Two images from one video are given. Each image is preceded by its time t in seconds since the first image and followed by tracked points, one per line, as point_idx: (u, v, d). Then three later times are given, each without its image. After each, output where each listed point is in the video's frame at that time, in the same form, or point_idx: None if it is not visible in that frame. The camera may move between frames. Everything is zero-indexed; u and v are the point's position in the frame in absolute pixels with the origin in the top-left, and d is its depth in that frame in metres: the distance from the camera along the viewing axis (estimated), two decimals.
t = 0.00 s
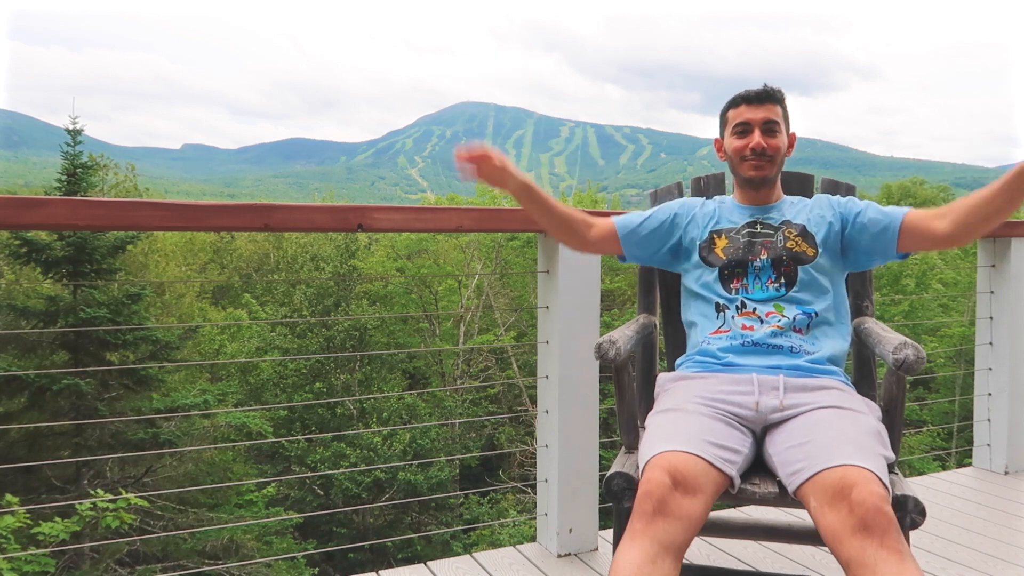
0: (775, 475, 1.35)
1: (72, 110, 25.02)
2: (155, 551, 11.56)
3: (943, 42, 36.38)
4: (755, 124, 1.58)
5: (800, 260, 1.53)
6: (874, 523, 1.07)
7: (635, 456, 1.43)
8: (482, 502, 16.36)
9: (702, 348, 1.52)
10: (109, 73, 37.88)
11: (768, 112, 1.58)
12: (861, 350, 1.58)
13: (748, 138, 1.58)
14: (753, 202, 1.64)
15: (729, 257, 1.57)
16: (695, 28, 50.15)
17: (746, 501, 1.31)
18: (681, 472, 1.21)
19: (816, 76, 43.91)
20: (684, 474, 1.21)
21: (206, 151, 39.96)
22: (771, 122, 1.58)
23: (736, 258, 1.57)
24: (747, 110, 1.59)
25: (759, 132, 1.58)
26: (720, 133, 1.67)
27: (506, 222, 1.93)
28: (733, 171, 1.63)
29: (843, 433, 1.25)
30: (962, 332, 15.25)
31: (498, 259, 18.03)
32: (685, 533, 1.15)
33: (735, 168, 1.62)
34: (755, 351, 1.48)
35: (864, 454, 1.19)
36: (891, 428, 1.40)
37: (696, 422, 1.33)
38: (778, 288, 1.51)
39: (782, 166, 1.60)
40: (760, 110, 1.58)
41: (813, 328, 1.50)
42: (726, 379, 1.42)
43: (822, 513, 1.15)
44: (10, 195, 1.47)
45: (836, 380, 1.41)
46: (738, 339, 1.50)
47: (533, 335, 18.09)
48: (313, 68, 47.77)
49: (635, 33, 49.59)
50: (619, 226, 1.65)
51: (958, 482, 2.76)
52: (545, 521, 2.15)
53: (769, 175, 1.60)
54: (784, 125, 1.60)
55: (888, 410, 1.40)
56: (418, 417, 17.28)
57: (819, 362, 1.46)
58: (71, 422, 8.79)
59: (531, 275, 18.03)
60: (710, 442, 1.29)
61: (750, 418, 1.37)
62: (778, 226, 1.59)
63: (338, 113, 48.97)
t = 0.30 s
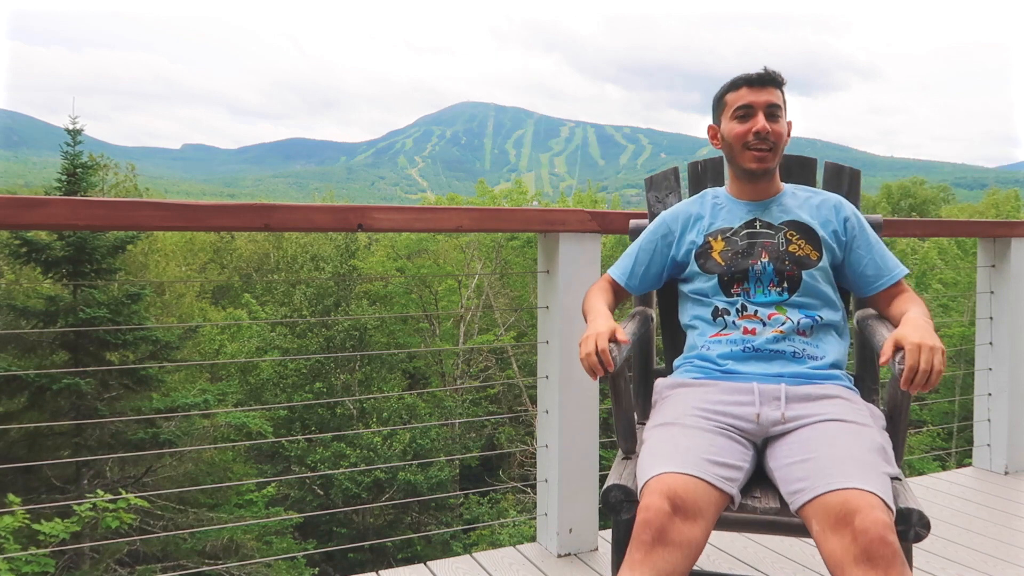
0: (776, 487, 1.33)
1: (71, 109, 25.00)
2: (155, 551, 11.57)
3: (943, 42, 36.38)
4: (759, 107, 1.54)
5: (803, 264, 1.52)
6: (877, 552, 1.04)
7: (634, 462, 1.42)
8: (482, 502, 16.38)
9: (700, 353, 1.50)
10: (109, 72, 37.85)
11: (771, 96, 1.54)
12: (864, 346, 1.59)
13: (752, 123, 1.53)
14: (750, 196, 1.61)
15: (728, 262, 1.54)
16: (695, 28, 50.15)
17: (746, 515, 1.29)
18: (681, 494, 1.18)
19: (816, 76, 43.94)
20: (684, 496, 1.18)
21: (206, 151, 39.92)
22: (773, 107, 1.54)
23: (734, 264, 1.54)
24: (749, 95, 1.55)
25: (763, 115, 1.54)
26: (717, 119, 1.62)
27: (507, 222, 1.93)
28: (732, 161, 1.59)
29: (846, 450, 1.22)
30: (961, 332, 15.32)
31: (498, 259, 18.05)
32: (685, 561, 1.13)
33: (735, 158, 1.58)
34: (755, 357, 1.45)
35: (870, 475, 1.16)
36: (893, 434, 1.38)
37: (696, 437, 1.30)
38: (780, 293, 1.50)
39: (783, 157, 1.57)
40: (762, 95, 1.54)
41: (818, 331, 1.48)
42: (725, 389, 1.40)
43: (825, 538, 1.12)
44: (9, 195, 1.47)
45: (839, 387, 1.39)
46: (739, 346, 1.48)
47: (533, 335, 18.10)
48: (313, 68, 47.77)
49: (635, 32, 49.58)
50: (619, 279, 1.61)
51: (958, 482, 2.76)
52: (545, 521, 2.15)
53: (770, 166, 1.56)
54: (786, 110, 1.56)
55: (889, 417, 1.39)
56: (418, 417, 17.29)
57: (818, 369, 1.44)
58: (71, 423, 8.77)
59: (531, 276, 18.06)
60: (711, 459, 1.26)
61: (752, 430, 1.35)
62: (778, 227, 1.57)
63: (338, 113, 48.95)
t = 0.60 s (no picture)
0: (775, 485, 1.33)
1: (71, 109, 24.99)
2: (155, 551, 11.57)
3: (944, 42, 36.38)
4: (774, 106, 1.54)
5: (803, 258, 1.52)
6: (879, 548, 1.04)
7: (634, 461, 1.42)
8: (482, 502, 16.38)
9: (700, 352, 1.50)
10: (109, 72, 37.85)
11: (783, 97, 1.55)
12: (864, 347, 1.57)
13: (767, 120, 1.53)
14: (753, 194, 1.62)
15: (728, 256, 1.55)
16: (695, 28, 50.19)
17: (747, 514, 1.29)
18: (683, 491, 1.18)
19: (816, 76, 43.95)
20: (684, 493, 1.18)
21: (206, 151, 39.90)
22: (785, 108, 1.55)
23: (735, 257, 1.54)
24: (764, 93, 1.55)
25: (777, 113, 1.54)
26: (724, 115, 1.61)
27: (507, 221, 1.92)
28: (741, 157, 1.58)
29: (847, 447, 1.22)
30: (961, 332, 15.34)
31: (497, 259, 18.07)
32: (687, 557, 1.13)
33: (747, 152, 1.57)
34: (756, 356, 1.45)
35: (869, 472, 1.16)
36: (892, 432, 1.38)
37: (697, 434, 1.30)
38: (779, 288, 1.50)
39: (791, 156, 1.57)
40: (775, 93, 1.55)
41: (817, 329, 1.48)
42: (726, 388, 1.39)
43: (825, 534, 1.12)
44: (9, 196, 1.47)
45: (839, 387, 1.39)
46: (741, 345, 1.47)
47: (533, 335, 18.10)
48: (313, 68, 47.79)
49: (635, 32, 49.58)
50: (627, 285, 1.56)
51: (958, 482, 2.76)
52: (545, 521, 2.15)
53: (779, 163, 1.56)
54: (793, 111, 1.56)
55: (890, 416, 1.39)
56: (418, 417, 17.30)
57: (817, 367, 1.44)
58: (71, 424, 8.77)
59: (531, 276, 18.07)
60: (710, 457, 1.26)
61: (753, 429, 1.34)
62: (778, 223, 1.57)
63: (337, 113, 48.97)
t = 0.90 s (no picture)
0: (774, 474, 1.32)
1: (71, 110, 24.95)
2: (155, 551, 11.57)
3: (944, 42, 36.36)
4: (776, 118, 1.55)
5: (803, 259, 1.52)
6: (874, 517, 1.05)
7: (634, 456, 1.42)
8: (482, 502, 16.36)
9: (701, 349, 1.50)
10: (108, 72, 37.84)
11: (782, 111, 1.57)
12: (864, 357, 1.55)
13: (769, 132, 1.54)
14: (756, 202, 1.63)
15: (729, 255, 1.55)
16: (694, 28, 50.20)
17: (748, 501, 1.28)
18: (684, 469, 1.19)
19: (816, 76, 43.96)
20: (685, 471, 1.18)
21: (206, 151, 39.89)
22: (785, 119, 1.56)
23: (737, 255, 1.54)
24: (766, 107, 1.56)
25: (779, 126, 1.55)
26: (724, 131, 1.63)
27: (507, 222, 1.93)
28: (746, 169, 1.59)
29: (846, 432, 1.22)
30: (961, 332, 15.33)
31: (498, 259, 18.07)
32: (686, 531, 1.13)
33: (751, 166, 1.58)
34: (755, 351, 1.45)
35: (866, 453, 1.16)
36: (890, 428, 1.38)
37: (697, 421, 1.31)
38: (779, 286, 1.50)
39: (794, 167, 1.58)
40: (778, 106, 1.56)
41: (815, 328, 1.48)
42: (725, 379, 1.39)
43: (824, 509, 1.12)
44: (9, 194, 1.47)
45: (836, 379, 1.39)
46: (741, 339, 1.47)
47: (533, 335, 18.11)
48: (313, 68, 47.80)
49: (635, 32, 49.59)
50: (634, 288, 1.56)
51: (959, 482, 2.76)
52: (545, 521, 2.15)
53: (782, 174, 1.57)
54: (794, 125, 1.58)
55: (887, 410, 1.39)
56: (419, 417, 17.31)
57: (816, 362, 1.44)
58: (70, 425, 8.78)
59: (531, 276, 18.08)
60: (713, 443, 1.26)
61: (752, 418, 1.34)
62: (778, 226, 1.58)
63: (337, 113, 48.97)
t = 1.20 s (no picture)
0: (773, 470, 1.32)
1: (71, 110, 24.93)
2: (155, 551, 11.56)
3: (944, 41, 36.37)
4: (767, 124, 1.55)
5: (801, 259, 1.52)
6: (870, 507, 1.05)
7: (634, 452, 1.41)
8: (482, 502, 16.35)
9: (701, 346, 1.50)
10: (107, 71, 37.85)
11: (775, 115, 1.56)
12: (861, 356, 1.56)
13: (761, 138, 1.55)
14: (752, 205, 1.64)
15: (729, 256, 1.55)
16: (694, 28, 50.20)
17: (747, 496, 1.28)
18: (680, 461, 1.19)
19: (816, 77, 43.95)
20: (682, 462, 1.19)
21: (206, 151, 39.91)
22: (778, 124, 1.56)
23: (736, 256, 1.54)
24: (757, 113, 1.56)
25: (770, 133, 1.55)
26: (721, 137, 1.64)
27: (508, 221, 1.93)
28: (740, 175, 1.61)
29: (844, 427, 1.23)
30: (961, 332, 15.33)
31: (497, 259, 18.08)
32: (684, 523, 1.13)
33: (745, 171, 1.59)
34: (755, 347, 1.45)
35: (863, 446, 1.17)
36: (888, 424, 1.38)
37: (696, 418, 1.30)
38: (778, 286, 1.50)
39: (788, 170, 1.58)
40: (769, 113, 1.56)
41: (814, 327, 1.48)
42: (723, 375, 1.40)
43: (821, 501, 1.13)
44: (9, 194, 1.47)
45: (834, 376, 1.39)
46: (740, 337, 1.47)
47: (533, 335, 18.12)
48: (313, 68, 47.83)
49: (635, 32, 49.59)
50: (634, 287, 1.56)
51: (958, 482, 2.76)
52: (545, 521, 2.15)
53: (776, 179, 1.58)
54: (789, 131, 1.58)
55: (886, 408, 1.39)
56: (419, 417, 17.31)
57: (816, 361, 1.44)
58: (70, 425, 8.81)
59: (531, 276, 18.09)
60: (711, 436, 1.26)
61: (751, 413, 1.34)
62: (777, 228, 1.58)
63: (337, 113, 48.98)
